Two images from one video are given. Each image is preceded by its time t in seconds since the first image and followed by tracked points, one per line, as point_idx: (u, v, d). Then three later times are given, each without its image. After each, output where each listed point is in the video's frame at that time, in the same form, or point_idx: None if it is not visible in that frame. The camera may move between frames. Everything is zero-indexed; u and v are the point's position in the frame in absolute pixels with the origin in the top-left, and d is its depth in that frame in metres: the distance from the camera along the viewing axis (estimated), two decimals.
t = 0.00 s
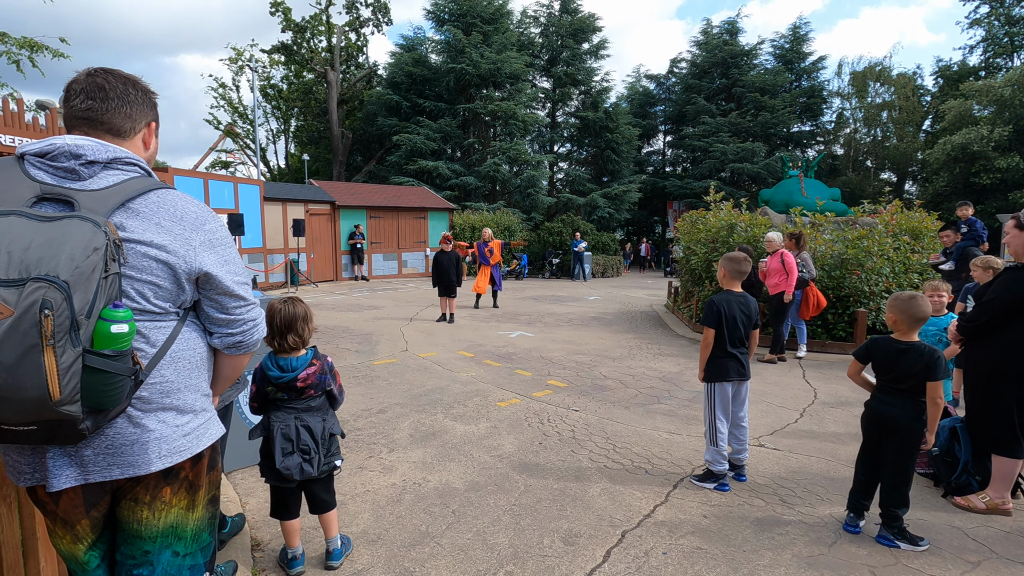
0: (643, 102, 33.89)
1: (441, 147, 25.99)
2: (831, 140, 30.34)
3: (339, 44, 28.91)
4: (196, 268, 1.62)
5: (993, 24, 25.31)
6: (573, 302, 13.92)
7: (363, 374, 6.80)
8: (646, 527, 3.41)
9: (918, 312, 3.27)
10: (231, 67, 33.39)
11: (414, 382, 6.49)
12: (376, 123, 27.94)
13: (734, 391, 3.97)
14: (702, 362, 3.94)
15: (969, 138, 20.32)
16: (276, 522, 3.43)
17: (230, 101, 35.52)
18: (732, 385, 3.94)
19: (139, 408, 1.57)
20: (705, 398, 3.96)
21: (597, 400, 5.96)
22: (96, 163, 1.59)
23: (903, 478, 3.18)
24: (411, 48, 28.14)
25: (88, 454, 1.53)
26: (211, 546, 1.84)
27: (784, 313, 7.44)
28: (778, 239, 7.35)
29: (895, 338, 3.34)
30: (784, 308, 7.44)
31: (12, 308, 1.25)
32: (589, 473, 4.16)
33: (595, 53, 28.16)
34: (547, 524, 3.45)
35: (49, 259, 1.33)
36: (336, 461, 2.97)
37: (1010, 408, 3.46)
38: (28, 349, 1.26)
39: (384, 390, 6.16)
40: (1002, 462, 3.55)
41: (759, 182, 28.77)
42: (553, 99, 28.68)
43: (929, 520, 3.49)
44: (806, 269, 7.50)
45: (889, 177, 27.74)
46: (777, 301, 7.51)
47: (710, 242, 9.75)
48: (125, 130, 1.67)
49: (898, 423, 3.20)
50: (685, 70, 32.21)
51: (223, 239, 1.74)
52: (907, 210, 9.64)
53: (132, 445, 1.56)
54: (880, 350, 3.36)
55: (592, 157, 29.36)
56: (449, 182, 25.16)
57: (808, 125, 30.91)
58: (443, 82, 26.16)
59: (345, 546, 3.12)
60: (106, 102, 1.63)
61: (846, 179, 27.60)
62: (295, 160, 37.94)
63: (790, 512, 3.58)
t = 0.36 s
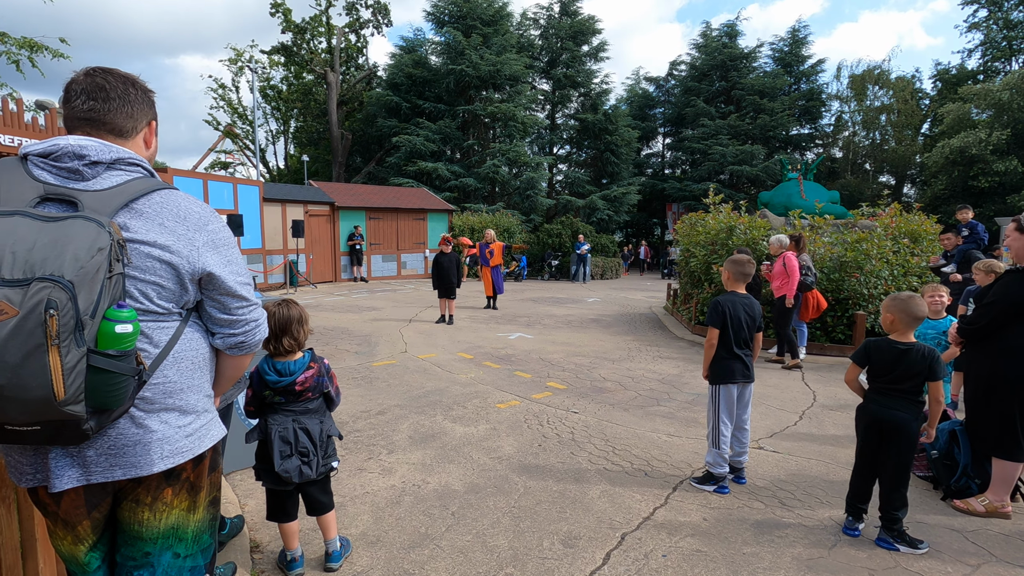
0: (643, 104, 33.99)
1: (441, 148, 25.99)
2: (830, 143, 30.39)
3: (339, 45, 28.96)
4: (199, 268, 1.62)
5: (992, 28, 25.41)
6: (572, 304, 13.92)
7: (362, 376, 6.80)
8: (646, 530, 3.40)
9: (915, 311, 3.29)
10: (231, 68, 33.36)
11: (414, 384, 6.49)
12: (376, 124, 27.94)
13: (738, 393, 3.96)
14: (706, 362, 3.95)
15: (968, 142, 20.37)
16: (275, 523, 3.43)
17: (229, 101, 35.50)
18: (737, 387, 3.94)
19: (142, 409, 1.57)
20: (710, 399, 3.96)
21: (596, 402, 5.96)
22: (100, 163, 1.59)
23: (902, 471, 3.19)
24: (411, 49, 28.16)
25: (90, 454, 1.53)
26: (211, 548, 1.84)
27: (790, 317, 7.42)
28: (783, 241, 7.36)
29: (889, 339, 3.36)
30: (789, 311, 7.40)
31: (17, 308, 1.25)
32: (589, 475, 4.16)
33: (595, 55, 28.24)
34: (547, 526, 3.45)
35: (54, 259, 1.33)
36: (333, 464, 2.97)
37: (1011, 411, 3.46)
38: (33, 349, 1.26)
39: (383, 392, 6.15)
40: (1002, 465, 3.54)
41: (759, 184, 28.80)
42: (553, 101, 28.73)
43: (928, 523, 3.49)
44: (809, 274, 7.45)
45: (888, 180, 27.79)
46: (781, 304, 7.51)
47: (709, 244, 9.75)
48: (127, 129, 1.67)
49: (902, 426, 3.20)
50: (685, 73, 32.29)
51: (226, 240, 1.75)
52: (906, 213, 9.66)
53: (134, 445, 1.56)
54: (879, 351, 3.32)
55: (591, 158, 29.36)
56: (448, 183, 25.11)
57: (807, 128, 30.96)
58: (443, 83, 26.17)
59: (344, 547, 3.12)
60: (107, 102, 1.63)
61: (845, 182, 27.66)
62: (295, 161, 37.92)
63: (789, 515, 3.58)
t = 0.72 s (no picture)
0: (645, 105, 34.07)
1: (443, 148, 26.01)
2: (832, 145, 30.35)
3: (342, 45, 29.01)
4: (207, 265, 1.64)
5: (994, 31, 25.42)
6: (573, 304, 13.95)
7: (362, 375, 6.81)
8: (645, 530, 3.42)
9: (901, 312, 3.34)
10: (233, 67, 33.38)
11: (414, 383, 6.50)
12: (378, 123, 27.97)
13: (742, 393, 3.98)
14: (713, 361, 3.95)
15: (970, 145, 20.37)
16: (277, 520, 3.44)
17: (231, 100, 35.53)
18: (741, 388, 3.96)
19: (151, 404, 1.59)
20: (712, 398, 3.98)
21: (596, 402, 5.98)
22: (109, 161, 1.60)
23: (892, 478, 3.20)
24: (414, 49, 28.17)
25: (100, 448, 1.55)
26: (216, 544, 1.85)
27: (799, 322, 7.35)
28: (797, 245, 7.28)
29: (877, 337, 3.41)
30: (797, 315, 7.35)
31: (33, 303, 1.28)
32: (588, 474, 4.18)
33: (597, 56, 28.28)
34: (547, 525, 3.46)
35: (68, 256, 1.35)
36: (334, 462, 2.99)
37: (1012, 413, 3.47)
38: (49, 343, 1.28)
39: (384, 390, 6.17)
40: (1001, 467, 3.55)
41: (760, 186, 28.83)
42: (555, 102, 28.75)
43: (927, 525, 3.51)
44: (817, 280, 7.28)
45: (889, 182, 27.79)
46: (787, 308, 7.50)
47: (710, 246, 9.76)
48: (133, 127, 1.69)
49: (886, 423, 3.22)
50: (687, 74, 32.33)
51: (232, 236, 1.76)
52: (907, 216, 9.68)
53: (143, 440, 1.58)
54: (865, 348, 3.36)
55: (593, 159, 29.36)
56: (450, 183, 25.14)
57: (808, 130, 30.95)
58: (445, 84, 26.19)
59: (345, 544, 3.13)
60: (112, 101, 1.65)
61: (846, 184, 27.64)
62: (297, 160, 37.94)
63: (788, 515, 3.60)
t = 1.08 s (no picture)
0: (649, 105, 34.08)
1: (447, 149, 26.04)
2: (837, 144, 30.25)
3: (346, 46, 29.11)
4: (213, 263, 1.66)
5: (1001, 29, 25.27)
6: (577, 305, 13.94)
7: (367, 375, 6.83)
8: (648, 529, 3.42)
9: (880, 308, 3.48)
10: (238, 69, 33.51)
11: (419, 383, 6.51)
12: (382, 124, 28.05)
13: (743, 393, 3.98)
14: (712, 361, 3.96)
15: (977, 144, 20.24)
16: (281, 519, 3.47)
17: (236, 102, 35.69)
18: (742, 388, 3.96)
19: (157, 401, 1.61)
20: (713, 396, 3.98)
21: (600, 402, 5.98)
22: (116, 162, 1.62)
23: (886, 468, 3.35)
24: (418, 50, 28.23)
25: (106, 444, 1.56)
26: (220, 542, 1.87)
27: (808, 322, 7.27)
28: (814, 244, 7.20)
29: (855, 332, 3.59)
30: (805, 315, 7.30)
31: (41, 300, 1.30)
32: (592, 474, 4.18)
33: (601, 56, 28.31)
34: (550, 524, 3.47)
35: (75, 254, 1.37)
36: (339, 460, 3.01)
37: (1016, 412, 3.46)
38: (57, 339, 1.30)
39: (388, 390, 6.19)
40: (1006, 468, 3.54)
41: (765, 186, 28.74)
42: (559, 102, 28.75)
43: (932, 525, 3.49)
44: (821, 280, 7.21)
45: (895, 182, 27.61)
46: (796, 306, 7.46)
47: (715, 246, 9.74)
48: (140, 127, 1.71)
49: (874, 415, 3.38)
50: (691, 74, 32.31)
51: (237, 236, 1.78)
52: (913, 215, 9.63)
53: (149, 436, 1.60)
54: (850, 343, 3.48)
55: (597, 159, 29.34)
56: (454, 184, 25.17)
57: (813, 130, 30.84)
58: (449, 84, 26.24)
59: (350, 543, 3.15)
60: (119, 102, 1.67)
61: (852, 183, 27.51)
62: (301, 161, 38.07)
63: (793, 515, 3.59)
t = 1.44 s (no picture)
0: (651, 104, 34.05)
1: (449, 149, 26.03)
2: (840, 141, 30.14)
3: (348, 48, 29.14)
4: (215, 264, 1.66)
5: (1006, 24, 25.12)
6: (580, 304, 13.94)
7: (371, 375, 6.85)
8: (653, 528, 3.41)
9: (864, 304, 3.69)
10: (241, 72, 33.61)
11: (423, 384, 6.52)
12: (385, 126, 28.10)
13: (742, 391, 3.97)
14: (710, 362, 3.96)
15: (982, 139, 20.10)
16: (287, 520, 3.47)
17: (239, 105, 35.80)
18: (740, 386, 3.95)
19: (160, 404, 1.61)
20: (713, 396, 3.97)
21: (604, 401, 5.98)
22: (118, 164, 1.63)
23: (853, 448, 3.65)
24: (420, 51, 28.24)
25: (110, 447, 1.57)
26: (226, 544, 1.88)
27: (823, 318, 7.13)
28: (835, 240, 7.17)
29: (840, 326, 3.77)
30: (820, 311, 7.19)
31: (43, 301, 1.30)
32: (596, 473, 4.18)
33: (603, 55, 28.27)
34: (555, 524, 3.46)
35: (77, 256, 1.37)
36: (344, 461, 3.00)
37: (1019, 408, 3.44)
38: (58, 341, 1.30)
39: (392, 391, 6.21)
40: (1012, 465, 3.52)
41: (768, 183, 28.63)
42: (561, 101, 28.75)
43: (939, 522, 3.48)
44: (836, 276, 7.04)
45: (900, 178, 27.42)
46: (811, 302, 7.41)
47: (718, 244, 9.71)
48: (141, 130, 1.72)
49: (864, 405, 3.62)
50: (694, 72, 32.26)
51: (239, 238, 1.79)
52: (917, 211, 9.59)
53: (152, 438, 1.60)
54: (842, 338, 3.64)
55: (600, 158, 29.30)
56: (456, 184, 25.18)
57: (816, 127, 30.77)
58: (451, 85, 26.23)
59: (355, 543, 3.15)
60: (120, 105, 1.68)
61: (856, 180, 27.41)
62: (305, 163, 38.16)
63: (798, 513, 3.58)
